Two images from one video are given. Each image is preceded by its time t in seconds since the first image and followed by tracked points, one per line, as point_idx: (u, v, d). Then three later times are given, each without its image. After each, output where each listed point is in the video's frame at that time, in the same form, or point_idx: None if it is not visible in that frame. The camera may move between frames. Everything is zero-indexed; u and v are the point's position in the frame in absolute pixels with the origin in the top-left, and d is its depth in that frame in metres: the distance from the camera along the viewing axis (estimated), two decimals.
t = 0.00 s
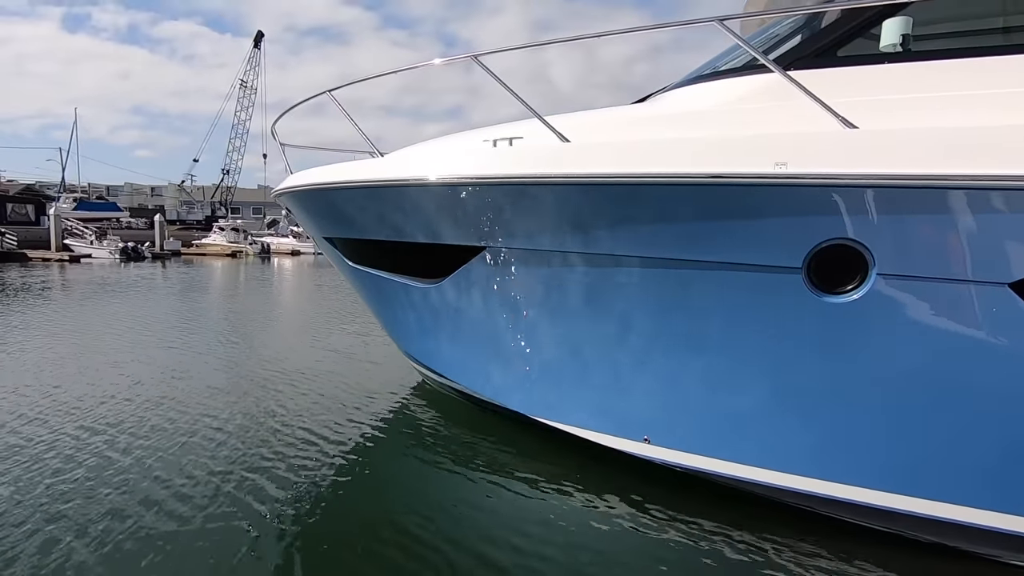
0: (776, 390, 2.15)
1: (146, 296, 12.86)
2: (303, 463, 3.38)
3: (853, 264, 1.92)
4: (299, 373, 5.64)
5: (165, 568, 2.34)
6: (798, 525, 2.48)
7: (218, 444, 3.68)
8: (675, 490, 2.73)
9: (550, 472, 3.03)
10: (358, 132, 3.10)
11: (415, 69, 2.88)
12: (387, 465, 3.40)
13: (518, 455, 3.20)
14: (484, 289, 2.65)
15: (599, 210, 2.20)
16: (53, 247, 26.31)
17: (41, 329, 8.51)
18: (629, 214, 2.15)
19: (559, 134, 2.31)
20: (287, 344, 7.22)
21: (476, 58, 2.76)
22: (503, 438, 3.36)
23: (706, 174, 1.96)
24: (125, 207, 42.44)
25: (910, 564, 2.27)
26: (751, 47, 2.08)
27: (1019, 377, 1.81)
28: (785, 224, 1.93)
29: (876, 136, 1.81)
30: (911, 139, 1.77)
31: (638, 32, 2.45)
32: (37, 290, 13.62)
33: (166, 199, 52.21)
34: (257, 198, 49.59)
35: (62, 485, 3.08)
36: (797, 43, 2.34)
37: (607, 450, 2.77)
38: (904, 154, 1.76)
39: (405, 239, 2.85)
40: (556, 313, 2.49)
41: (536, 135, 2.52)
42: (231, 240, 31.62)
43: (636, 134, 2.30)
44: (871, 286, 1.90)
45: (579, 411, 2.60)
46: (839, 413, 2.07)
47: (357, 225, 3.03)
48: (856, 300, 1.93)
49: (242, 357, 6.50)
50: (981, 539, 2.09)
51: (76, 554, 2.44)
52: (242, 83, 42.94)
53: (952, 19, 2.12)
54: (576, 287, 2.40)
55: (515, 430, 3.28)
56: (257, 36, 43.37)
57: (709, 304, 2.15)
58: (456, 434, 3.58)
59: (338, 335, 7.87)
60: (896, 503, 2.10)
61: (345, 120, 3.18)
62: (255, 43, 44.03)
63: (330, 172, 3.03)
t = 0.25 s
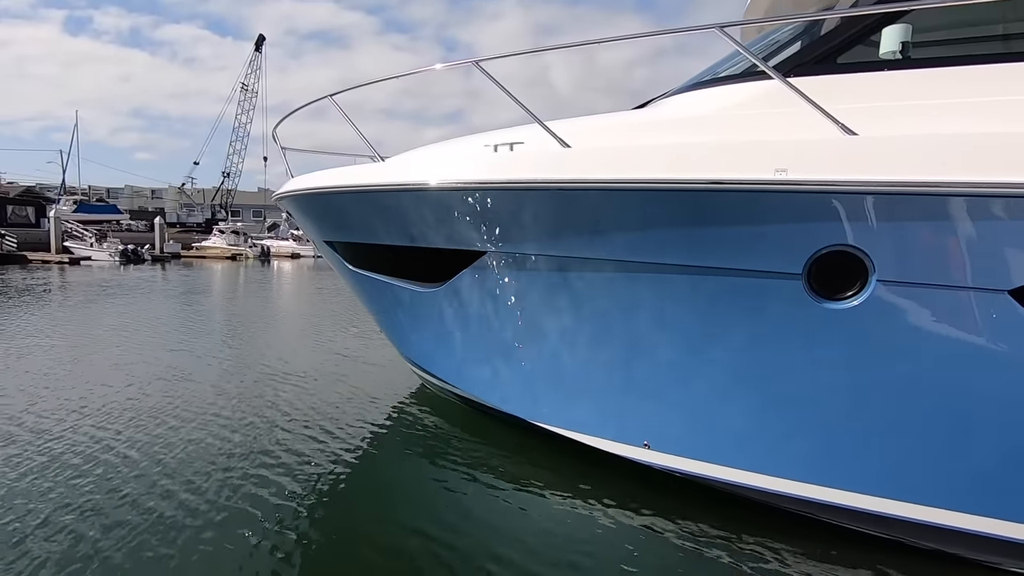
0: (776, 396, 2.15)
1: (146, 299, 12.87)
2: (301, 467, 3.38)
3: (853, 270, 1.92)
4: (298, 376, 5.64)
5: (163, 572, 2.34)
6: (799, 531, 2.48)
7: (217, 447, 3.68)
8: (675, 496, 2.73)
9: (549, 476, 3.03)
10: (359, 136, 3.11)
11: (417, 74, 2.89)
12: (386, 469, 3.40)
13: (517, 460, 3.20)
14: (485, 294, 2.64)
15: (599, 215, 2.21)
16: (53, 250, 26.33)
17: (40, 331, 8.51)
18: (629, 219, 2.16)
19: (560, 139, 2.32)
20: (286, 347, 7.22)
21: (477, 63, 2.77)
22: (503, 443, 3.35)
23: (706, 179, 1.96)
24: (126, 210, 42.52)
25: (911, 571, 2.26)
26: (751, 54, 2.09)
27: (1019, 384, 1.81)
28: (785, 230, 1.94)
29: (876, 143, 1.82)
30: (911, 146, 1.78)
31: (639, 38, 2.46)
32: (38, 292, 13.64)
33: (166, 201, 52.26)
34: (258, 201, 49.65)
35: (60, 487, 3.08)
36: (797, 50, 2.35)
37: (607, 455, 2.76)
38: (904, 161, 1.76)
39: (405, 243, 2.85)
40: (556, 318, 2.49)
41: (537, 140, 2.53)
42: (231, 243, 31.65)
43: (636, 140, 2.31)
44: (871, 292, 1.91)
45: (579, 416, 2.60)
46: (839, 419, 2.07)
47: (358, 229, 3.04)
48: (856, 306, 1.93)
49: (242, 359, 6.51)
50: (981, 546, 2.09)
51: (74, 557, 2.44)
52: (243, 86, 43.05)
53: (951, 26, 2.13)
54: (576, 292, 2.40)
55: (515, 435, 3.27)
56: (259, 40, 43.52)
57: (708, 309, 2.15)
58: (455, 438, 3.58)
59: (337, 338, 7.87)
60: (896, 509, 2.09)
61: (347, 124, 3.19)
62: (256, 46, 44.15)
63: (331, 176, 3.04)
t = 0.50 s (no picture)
0: (775, 401, 2.15)
1: (145, 300, 12.87)
2: (298, 470, 3.37)
3: (852, 276, 1.92)
4: (296, 378, 5.63)
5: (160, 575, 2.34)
6: (796, 537, 2.47)
7: (213, 450, 3.66)
8: (673, 501, 2.72)
9: (547, 481, 3.02)
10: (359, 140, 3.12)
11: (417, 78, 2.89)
12: (384, 473, 3.39)
13: (516, 464, 3.19)
14: (483, 298, 2.65)
15: (598, 220, 2.21)
16: (53, 251, 26.33)
17: (39, 333, 8.49)
18: (628, 224, 2.16)
19: (559, 144, 2.32)
20: (284, 349, 7.21)
21: (477, 68, 2.77)
22: (501, 447, 3.36)
23: (705, 185, 1.97)
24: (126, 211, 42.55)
25: None
26: (750, 60, 2.10)
27: (1018, 391, 1.81)
28: (783, 236, 1.94)
29: (874, 150, 1.83)
30: (909, 152, 1.79)
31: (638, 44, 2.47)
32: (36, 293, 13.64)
33: (166, 203, 52.29)
34: (257, 204, 49.68)
35: (55, 491, 3.06)
36: (796, 56, 2.36)
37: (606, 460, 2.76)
38: (902, 168, 1.77)
39: (405, 247, 2.85)
40: (554, 323, 2.49)
41: (536, 145, 2.53)
42: (231, 245, 31.66)
43: (635, 145, 2.32)
44: (870, 298, 1.91)
45: (578, 420, 2.59)
46: (838, 425, 2.07)
47: (357, 232, 3.04)
48: (854, 312, 1.93)
49: (240, 361, 6.49)
50: (979, 553, 2.09)
51: (72, 560, 2.43)
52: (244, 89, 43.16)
53: (945, 35, 2.14)
54: (575, 296, 2.40)
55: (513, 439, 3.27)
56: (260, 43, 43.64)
57: (705, 314, 2.15)
58: (454, 442, 3.57)
59: (336, 341, 7.86)
60: (894, 516, 2.09)
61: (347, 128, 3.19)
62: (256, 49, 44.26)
63: (331, 179, 3.04)
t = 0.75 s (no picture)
0: (775, 406, 2.16)
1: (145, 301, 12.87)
2: (298, 472, 3.38)
3: (851, 282, 1.94)
4: (295, 380, 5.64)
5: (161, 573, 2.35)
6: (795, 541, 2.48)
7: (214, 451, 3.67)
8: (672, 505, 2.73)
9: (547, 485, 3.02)
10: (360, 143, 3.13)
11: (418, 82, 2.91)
12: (384, 476, 3.39)
13: (515, 467, 3.20)
14: (484, 301, 2.65)
15: (598, 224, 2.22)
16: (53, 251, 26.35)
17: (38, 333, 8.49)
18: (628, 228, 2.17)
19: (560, 149, 2.33)
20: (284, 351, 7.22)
21: (478, 73, 2.79)
22: (501, 450, 3.36)
23: (705, 191, 1.98)
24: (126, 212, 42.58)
25: None
26: (749, 66, 2.12)
27: (1017, 396, 1.82)
28: (782, 241, 1.95)
29: (874, 156, 1.84)
30: (907, 159, 1.80)
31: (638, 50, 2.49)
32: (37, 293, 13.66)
33: (167, 204, 52.35)
34: (258, 205, 49.73)
35: (55, 491, 3.06)
36: (796, 62, 2.37)
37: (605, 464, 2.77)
38: (900, 174, 1.78)
39: (406, 251, 2.86)
40: (554, 326, 2.50)
41: (536, 150, 2.55)
42: (231, 246, 31.69)
43: (635, 151, 2.33)
44: (868, 304, 1.92)
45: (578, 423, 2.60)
46: (838, 429, 2.08)
47: (358, 235, 3.05)
48: (852, 317, 1.94)
49: (239, 363, 6.49)
50: (978, 558, 2.09)
51: (73, 558, 2.44)
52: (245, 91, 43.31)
53: (944, 42, 2.15)
54: (575, 300, 2.41)
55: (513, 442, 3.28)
56: (261, 44, 43.72)
57: (704, 319, 2.16)
58: (454, 445, 3.58)
59: (335, 343, 7.86)
60: (893, 521, 2.10)
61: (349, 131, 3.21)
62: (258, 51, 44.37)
63: (333, 183, 3.05)
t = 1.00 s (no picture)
0: (772, 414, 2.17)
1: (145, 302, 12.90)
2: (298, 476, 3.41)
3: (848, 292, 1.95)
4: (296, 382, 5.65)
5: None
6: (793, 550, 2.49)
7: (215, 455, 3.68)
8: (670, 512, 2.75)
9: (546, 490, 3.04)
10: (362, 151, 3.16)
11: (420, 91, 2.93)
12: (384, 481, 3.41)
13: (514, 473, 3.21)
14: (485, 309, 2.67)
15: (599, 234, 2.24)
16: (54, 252, 26.38)
17: (38, 335, 8.49)
18: (627, 238, 2.19)
19: (560, 158, 2.35)
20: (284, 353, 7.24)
21: (478, 82, 2.81)
22: (500, 454, 3.38)
23: (704, 201, 2.00)
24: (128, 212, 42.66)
25: None
26: (748, 78, 2.14)
27: (1013, 406, 1.83)
28: (780, 252, 1.97)
29: (871, 168, 1.86)
30: (903, 172, 1.82)
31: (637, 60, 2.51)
32: (38, 294, 13.70)
33: (168, 204, 52.46)
34: (259, 206, 49.79)
35: (57, 496, 3.07)
36: (795, 72, 2.39)
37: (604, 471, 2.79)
38: (897, 188, 1.80)
39: (407, 257, 2.88)
40: (554, 334, 2.51)
41: (536, 159, 2.57)
42: (232, 246, 31.72)
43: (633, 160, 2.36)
44: (865, 314, 1.93)
45: (577, 430, 2.61)
46: (834, 437, 2.09)
47: (359, 241, 3.07)
48: (850, 327, 1.96)
49: (239, 365, 6.51)
50: (973, 568, 2.10)
51: (74, 562, 2.48)
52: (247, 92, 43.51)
53: (938, 54, 2.18)
54: (574, 307, 2.42)
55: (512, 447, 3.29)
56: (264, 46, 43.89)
57: (703, 327, 2.18)
58: (454, 450, 3.59)
59: (335, 345, 7.88)
60: (890, 529, 2.11)
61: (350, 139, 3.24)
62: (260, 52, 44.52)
63: (335, 190, 3.07)
